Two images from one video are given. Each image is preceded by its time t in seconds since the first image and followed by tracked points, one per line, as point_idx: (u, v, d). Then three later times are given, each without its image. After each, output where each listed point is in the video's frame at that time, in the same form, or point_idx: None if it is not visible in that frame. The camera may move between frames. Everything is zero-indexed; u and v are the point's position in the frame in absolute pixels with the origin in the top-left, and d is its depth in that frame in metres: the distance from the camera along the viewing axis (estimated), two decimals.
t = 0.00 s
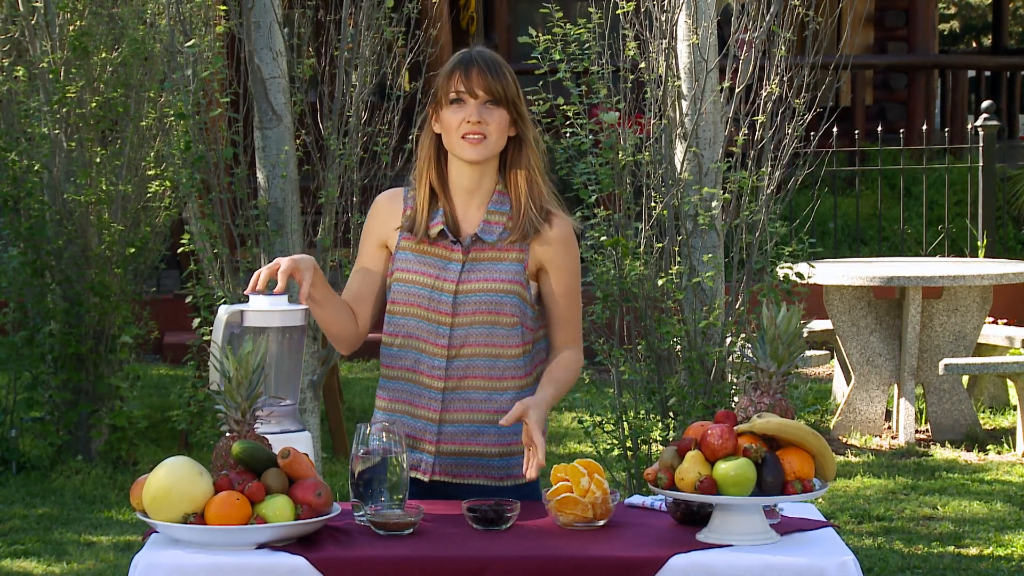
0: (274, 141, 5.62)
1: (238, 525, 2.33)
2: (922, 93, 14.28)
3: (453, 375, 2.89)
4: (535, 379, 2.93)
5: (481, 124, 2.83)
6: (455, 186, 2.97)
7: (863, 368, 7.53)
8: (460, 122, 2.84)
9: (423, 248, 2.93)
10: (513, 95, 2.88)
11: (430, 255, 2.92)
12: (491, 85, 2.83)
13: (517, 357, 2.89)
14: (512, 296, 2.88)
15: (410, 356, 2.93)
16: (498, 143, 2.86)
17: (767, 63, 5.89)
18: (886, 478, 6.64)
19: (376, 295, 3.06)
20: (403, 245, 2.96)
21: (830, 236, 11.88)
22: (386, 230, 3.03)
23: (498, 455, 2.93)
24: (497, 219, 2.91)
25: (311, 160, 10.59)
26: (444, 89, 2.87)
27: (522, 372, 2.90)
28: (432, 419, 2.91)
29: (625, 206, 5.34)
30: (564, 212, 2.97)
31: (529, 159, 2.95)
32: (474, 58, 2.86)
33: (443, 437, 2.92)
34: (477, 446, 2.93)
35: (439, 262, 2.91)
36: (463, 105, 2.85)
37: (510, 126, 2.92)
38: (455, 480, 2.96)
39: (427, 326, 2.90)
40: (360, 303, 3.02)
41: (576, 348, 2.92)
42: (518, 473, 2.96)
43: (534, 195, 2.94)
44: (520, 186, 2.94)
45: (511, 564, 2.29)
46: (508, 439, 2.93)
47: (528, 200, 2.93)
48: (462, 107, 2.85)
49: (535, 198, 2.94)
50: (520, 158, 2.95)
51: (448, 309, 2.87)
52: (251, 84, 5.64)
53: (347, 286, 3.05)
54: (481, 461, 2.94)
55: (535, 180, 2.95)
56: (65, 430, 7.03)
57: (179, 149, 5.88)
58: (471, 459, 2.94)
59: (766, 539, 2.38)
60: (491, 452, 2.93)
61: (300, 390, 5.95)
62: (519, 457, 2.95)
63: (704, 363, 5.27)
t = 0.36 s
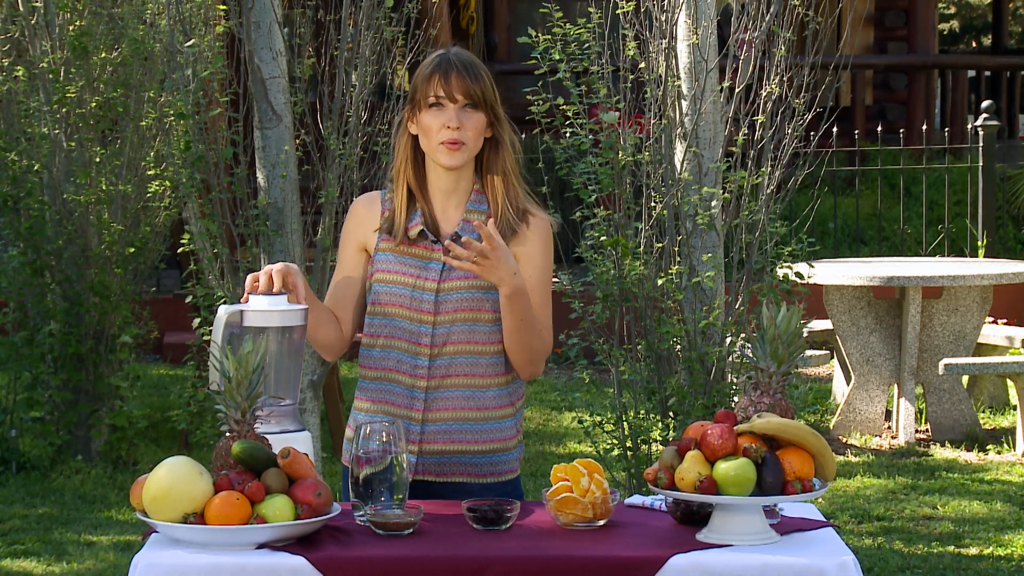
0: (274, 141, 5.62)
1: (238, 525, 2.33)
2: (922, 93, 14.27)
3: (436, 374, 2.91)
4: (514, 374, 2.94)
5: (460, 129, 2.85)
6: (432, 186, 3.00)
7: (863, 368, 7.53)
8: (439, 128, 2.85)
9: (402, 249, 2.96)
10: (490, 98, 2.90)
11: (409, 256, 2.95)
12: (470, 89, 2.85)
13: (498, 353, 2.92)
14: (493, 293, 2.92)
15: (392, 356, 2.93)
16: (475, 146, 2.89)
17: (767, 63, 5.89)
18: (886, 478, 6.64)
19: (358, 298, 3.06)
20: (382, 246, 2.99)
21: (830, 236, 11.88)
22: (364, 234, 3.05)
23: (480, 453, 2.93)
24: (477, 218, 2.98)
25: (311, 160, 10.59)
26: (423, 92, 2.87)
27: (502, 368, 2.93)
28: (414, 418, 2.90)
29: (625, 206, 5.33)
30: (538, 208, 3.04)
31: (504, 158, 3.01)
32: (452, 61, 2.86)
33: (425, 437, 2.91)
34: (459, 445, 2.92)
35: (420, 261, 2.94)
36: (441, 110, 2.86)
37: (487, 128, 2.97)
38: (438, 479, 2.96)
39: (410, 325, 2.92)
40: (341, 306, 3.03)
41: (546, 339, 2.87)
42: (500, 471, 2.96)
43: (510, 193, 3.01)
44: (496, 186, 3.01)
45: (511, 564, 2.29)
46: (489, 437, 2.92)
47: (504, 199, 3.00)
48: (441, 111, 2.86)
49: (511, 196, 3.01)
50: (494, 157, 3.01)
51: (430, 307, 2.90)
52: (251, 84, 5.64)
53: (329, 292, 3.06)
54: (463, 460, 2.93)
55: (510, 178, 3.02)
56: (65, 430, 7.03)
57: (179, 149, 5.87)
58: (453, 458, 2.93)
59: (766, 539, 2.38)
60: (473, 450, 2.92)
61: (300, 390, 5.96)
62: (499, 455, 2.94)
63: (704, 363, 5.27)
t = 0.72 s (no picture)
0: (274, 141, 5.62)
1: (238, 525, 2.33)
2: (922, 93, 14.28)
3: (414, 375, 2.91)
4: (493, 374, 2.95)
5: (442, 138, 2.84)
6: (411, 188, 3.00)
7: (863, 368, 7.53)
8: (421, 136, 2.84)
9: (381, 251, 2.95)
10: (471, 104, 2.88)
11: (387, 258, 2.94)
12: (452, 97, 2.83)
13: (476, 354, 2.92)
14: (472, 293, 2.91)
15: (371, 358, 2.94)
16: (457, 153, 2.88)
17: (767, 63, 5.89)
18: (886, 478, 6.64)
19: (337, 301, 3.07)
20: (361, 248, 2.98)
21: (830, 236, 11.88)
22: (344, 236, 3.03)
23: (456, 454, 2.92)
24: (456, 220, 2.95)
25: (311, 160, 10.62)
26: (405, 99, 2.85)
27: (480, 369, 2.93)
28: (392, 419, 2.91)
29: (625, 206, 5.33)
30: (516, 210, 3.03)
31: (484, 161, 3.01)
32: (434, 69, 2.84)
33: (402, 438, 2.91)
34: (436, 446, 2.92)
35: (398, 263, 2.94)
36: (423, 118, 2.84)
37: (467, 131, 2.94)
38: (417, 481, 2.95)
39: (388, 327, 2.92)
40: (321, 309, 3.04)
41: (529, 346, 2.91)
42: (477, 472, 2.95)
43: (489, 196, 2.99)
44: (474, 188, 2.98)
45: (512, 564, 2.30)
46: (467, 437, 2.92)
47: (483, 201, 2.97)
48: (423, 120, 2.84)
49: (489, 198, 2.98)
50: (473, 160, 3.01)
51: (409, 309, 2.90)
52: (251, 84, 5.65)
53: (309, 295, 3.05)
54: (440, 461, 2.92)
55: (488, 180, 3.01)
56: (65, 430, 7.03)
57: (179, 149, 5.87)
58: (431, 460, 2.93)
59: (766, 539, 2.38)
60: (451, 451, 2.92)
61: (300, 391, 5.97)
62: (475, 456, 2.94)
63: (704, 363, 5.27)
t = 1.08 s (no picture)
0: (274, 141, 5.62)
1: (238, 525, 2.33)
2: (922, 93, 14.28)
3: (412, 378, 2.91)
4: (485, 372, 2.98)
5: (430, 137, 2.84)
6: (398, 190, 2.99)
7: (863, 368, 7.53)
8: (409, 135, 2.84)
9: (372, 255, 2.94)
10: (460, 106, 2.89)
11: (380, 262, 2.93)
12: (442, 97, 2.83)
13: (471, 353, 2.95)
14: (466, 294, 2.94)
15: (365, 362, 2.93)
16: (443, 154, 2.88)
17: (767, 63, 5.88)
18: (886, 478, 6.64)
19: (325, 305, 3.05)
20: (351, 252, 2.96)
21: (830, 236, 11.88)
22: (331, 240, 3.01)
23: (456, 453, 2.93)
24: (444, 220, 2.96)
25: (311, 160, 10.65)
26: (395, 97, 2.85)
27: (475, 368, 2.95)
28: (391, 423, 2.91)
29: (625, 206, 5.33)
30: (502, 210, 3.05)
31: (471, 164, 3.01)
32: (425, 68, 2.84)
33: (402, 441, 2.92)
34: (436, 447, 2.92)
35: (391, 268, 2.93)
36: (411, 117, 2.85)
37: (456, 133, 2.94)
38: (417, 484, 2.96)
39: (385, 331, 2.91)
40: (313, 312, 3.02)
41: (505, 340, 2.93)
42: (476, 469, 2.97)
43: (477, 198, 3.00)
44: (462, 190, 2.99)
45: (512, 564, 2.30)
46: (465, 436, 2.94)
47: (470, 203, 2.99)
48: (411, 119, 2.84)
49: (476, 200, 2.99)
50: (460, 162, 3.01)
51: (406, 312, 2.90)
52: (251, 84, 5.65)
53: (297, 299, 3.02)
54: (440, 462, 2.93)
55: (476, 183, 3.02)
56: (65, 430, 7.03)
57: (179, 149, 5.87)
58: (431, 461, 2.93)
59: (766, 539, 2.38)
60: (450, 451, 2.93)
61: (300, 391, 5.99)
62: (473, 454, 2.95)
63: (704, 363, 5.27)
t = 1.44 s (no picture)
0: (274, 141, 5.62)
1: (237, 525, 2.33)
2: (922, 93, 14.28)
3: (419, 378, 2.91)
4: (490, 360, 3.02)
5: (418, 145, 2.83)
6: (391, 192, 2.99)
7: (863, 368, 7.53)
8: (397, 142, 2.83)
9: (372, 259, 2.93)
10: (448, 110, 2.87)
11: (380, 266, 2.92)
12: (429, 104, 2.82)
13: (473, 349, 2.96)
14: (467, 290, 2.95)
15: (371, 364, 2.93)
16: (432, 159, 2.87)
17: (767, 63, 5.88)
18: (886, 478, 6.64)
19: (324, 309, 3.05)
20: (349, 257, 2.95)
21: (830, 236, 11.89)
22: (327, 245, 2.99)
23: (463, 450, 2.95)
24: (440, 219, 2.97)
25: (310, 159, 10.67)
26: (382, 104, 2.83)
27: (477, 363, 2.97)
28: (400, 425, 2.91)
29: (625, 205, 5.34)
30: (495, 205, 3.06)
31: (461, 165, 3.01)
32: (412, 75, 2.82)
33: (411, 441, 2.93)
34: (444, 444, 2.94)
35: (391, 270, 2.92)
36: (399, 125, 2.83)
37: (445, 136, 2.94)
38: (427, 483, 2.97)
39: (389, 333, 2.91)
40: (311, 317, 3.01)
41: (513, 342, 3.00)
42: (483, 463, 2.99)
43: (468, 197, 3.02)
44: (454, 190, 3.01)
45: (513, 563, 2.30)
46: (471, 431, 2.96)
47: (462, 203, 3.00)
48: (400, 126, 2.83)
49: (467, 198, 3.01)
50: (450, 162, 3.01)
51: (409, 314, 2.89)
52: (251, 84, 5.64)
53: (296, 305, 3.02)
54: (450, 459, 2.95)
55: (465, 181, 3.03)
56: (65, 430, 7.03)
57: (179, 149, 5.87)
58: (441, 459, 2.95)
59: (766, 539, 2.38)
60: (457, 448, 2.94)
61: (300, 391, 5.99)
62: (479, 448, 2.97)
63: (704, 363, 5.26)
